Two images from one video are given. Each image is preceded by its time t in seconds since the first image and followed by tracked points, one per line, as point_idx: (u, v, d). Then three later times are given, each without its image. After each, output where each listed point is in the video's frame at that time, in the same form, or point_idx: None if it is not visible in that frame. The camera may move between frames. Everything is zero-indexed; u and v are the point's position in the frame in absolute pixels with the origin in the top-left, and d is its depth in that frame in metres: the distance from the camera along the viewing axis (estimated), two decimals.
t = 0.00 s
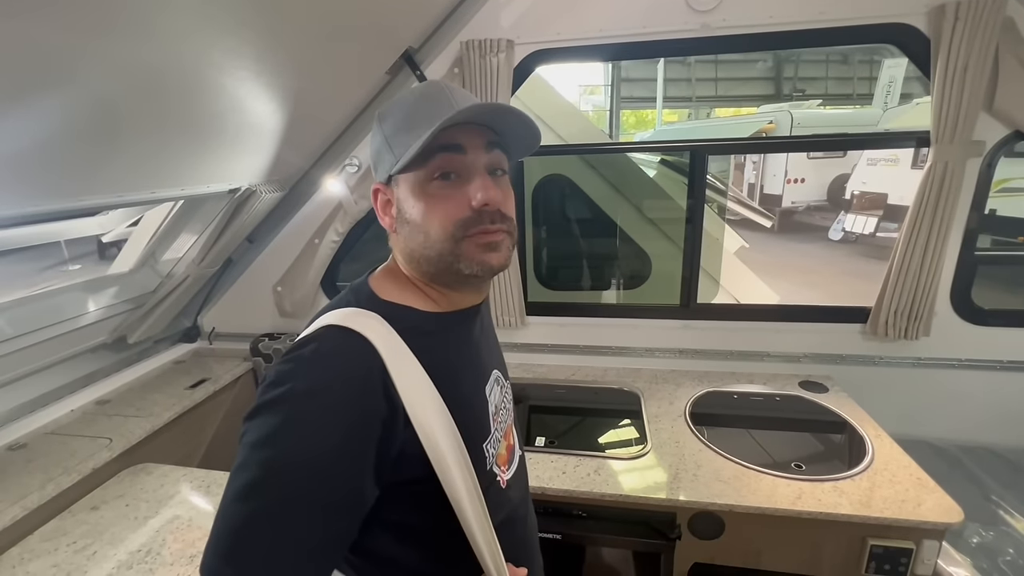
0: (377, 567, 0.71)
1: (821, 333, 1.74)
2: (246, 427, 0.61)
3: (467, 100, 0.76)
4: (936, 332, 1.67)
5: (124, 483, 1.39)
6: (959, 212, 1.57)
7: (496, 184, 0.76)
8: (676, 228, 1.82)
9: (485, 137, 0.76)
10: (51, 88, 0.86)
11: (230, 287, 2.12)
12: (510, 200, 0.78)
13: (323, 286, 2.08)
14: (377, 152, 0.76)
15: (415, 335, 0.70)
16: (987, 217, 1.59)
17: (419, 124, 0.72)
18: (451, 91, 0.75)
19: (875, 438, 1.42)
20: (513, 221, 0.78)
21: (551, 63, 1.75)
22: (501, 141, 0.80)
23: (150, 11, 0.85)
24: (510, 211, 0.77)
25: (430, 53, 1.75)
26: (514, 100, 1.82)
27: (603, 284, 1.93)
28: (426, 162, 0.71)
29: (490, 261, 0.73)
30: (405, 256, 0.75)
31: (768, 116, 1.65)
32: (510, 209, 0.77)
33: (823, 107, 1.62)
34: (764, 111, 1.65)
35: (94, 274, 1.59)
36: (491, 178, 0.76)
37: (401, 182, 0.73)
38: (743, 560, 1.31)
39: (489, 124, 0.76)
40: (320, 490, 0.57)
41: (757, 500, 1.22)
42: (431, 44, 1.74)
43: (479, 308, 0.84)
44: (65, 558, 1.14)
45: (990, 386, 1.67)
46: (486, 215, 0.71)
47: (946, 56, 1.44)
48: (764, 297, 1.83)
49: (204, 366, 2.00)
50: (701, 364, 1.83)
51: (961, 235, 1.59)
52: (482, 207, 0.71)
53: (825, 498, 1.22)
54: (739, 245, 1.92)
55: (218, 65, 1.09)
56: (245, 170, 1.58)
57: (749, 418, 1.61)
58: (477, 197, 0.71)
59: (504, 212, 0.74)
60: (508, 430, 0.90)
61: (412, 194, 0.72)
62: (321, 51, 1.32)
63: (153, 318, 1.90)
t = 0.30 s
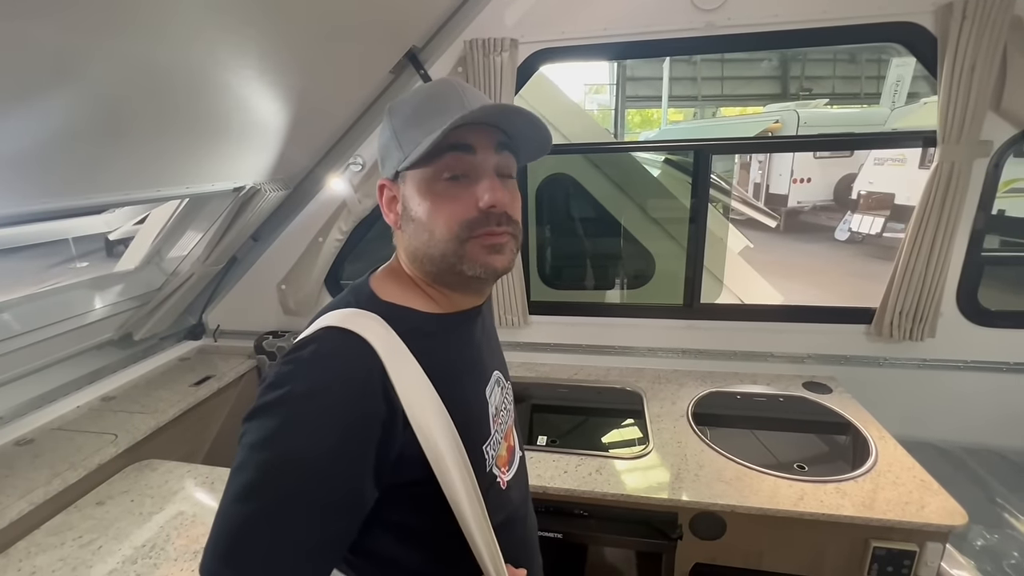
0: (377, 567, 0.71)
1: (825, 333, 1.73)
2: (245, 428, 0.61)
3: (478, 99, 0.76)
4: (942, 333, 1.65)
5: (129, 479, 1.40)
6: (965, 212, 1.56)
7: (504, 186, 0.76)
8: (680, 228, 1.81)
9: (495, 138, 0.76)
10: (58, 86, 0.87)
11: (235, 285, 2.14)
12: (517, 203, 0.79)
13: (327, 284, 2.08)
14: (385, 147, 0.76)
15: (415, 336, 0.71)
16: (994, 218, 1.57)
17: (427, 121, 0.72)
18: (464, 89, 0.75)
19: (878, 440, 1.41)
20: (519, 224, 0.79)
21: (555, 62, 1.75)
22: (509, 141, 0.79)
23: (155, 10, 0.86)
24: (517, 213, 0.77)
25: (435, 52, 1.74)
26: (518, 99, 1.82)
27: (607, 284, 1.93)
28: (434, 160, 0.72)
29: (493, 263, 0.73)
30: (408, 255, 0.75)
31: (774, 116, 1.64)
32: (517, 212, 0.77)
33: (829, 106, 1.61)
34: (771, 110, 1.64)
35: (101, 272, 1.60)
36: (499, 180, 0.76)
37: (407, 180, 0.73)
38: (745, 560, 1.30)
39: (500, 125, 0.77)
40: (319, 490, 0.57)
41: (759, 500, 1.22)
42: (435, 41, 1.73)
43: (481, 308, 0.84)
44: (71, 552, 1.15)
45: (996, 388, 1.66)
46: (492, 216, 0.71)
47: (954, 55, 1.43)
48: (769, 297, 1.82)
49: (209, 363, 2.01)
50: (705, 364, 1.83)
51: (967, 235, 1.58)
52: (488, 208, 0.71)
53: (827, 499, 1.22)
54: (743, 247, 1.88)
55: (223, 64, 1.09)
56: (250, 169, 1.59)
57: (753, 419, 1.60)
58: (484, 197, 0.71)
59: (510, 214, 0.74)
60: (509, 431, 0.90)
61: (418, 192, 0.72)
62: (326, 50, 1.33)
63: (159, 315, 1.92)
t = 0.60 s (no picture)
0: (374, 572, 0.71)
1: (827, 334, 1.73)
2: (239, 432, 0.61)
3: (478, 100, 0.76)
4: (944, 335, 1.65)
5: (130, 476, 1.40)
6: (968, 214, 1.55)
7: (505, 190, 0.76)
8: (682, 228, 1.81)
9: (495, 140, 0.76)
10: (60, 86, 0.87)
11: (237, 284, 2.14)
12: (517, 205, 0.79)
13: (328, 283, 2.08)
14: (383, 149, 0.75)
15: (411, 339, 0.70)
16: (998, 220, 1.57)
17: (425, 123, 0.72)
18: (464, 91, 0.75)
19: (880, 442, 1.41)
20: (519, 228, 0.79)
21: (557, 61, 1.75)
22: (510, 143, 0.79)
23: (158, 9, 0.86)
24: (517, 217, 0.77)
25: (437, 52, 1.74)
26: (520, 99, 1.82)
27: (609, 284, 1.92)
28: (434, 162, 0.71)
29: (492, 267, 0.73)
30: (406, 257, 0.75)
31: (777, 116, 1.64)
32: (517, 215, 0.77)
33: (832, 106, 1.60)
34: (774, 110, 1.64)
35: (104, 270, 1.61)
36: (499, 183, 0.76)
37: (405, 181, 0.73)
38: (745, 562, 1.30)
39: (500, 128, 0.76)
40: (314, 493, 0.58)
41: (760, 502, 1.22)
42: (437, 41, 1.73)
43: (479, 310, 0.84)
44: (72, 550, 1.15)
45: (998, 390, 1.66)
46: (491, 220, 0.71)
47: (957, 55, 1.42)
48: (772, 298, 1.81)
49: (211, 362, 2.02)
50: (706, 364, 1.83)
51: (970, 237, 1.57)
52: (488, 212, 0.71)
53: (828, 501, 1.22)
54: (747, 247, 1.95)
55: (225, 63, 1.09)
56: (251, 168, 1.59)
57: (754, 420, 1.60)
58: (484, 201, 0.71)
59: (510, 219, 0.74)
60: (507, 434, 0.91)
61: (417, 194, 0.72)
62: (328, 50, 1.33)
63: (160, 314, 1.92)
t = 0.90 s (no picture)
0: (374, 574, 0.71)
1: (831, 335, 1.72)
2: (236, 435, 0.61)
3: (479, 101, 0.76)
4: (949, 337, 1.64)
5: (135, 474, 1.41)
6: (973, 215, 1.54)
7: (505, 194, 0.76)
8: (685, 230, 1.81)
9: (496, 142, 0.76)
10: (65, 85, 0.88)
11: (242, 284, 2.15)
12: (517, 209, 0.79)
13: (332, 283, 2.09)
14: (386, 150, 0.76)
15: (411, 340, 0.71)
16: (1003, 221, 1.56)
17: (425, 125, 0.72)
18: (465, 91, 0.75)
19: (883, 443, 1.40)
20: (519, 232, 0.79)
21: (560, 62, 1.75)
22: (511, 144, 0.79)
23: (163, 11, 0.87)
24: (517, 221, 0.77)
25: (441, 53, 1.75)
26: (523, 99, 1.82)
27: (612, 285, 1.92)
28: (434, 166, 0.72)
29: (492, 274, 0.73)
30: (406, 260, 0.75)
31: (782, 116, 1.64)
32: (517, 220, 0.78)
33: (837, 108, 1.60)
34: (779, 111, 1.64)
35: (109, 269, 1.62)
36: (500, 188, 0.76)
37: (406, 183, 0.73)
38: (747, 564, 1.30)
39: (502, 130, 0.76)
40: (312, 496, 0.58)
41: (763, 503, 1.21)
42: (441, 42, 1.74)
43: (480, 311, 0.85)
44: (77, 546, 1.16)
45: (1003, 392, 1.65)
46: (492, 225, 0.72)
47: (962, 56, 1.42)
48: (777, 300, 1.81)
49: (215, 361, 2.03)
50: (709, 365, 1.82)
51: (975, 238, 1.56)
52: (489, 218, 0.71)
53: (831, 502, 1.21)
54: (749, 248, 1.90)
55: (230, 63, 1.10)
56: (255, 169, 1.60)
57: (758, 420, 1.59)
58: (484, 206, 0.71)
59: (510, 224, 0.75)
60: (509, 436, 0.91)
61: (417, 197, 0.72)
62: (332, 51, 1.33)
63: (166, 313, 1.93)
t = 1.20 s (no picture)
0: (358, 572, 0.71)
1: (831, 336, 1.72)
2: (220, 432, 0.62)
3: (439, 77, 0.68)
4: (949, 338, 1.63)
5: (132, 474, 1.41)
6: (974, 215, 1.54)
7: (466, 188, 0.69)
8: (684, 230, 1.80)
9: (456, 129, 0.68)
10: (61, 84, 0.88)
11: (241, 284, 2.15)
12: (491, 203, 0.71)
13: (332, 283, 2.10)
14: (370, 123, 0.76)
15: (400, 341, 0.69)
16: (1004, 222, 1.55)
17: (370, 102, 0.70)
18: (428, 69, 0.68)
19: (882, 444, 1.40)
20: (494, 230, 0.71)
21: (559, 62, 1.75)
22: (483, 128, 0.69)
23: (162, 11, 0.87)
24: (486, 218, 0.70)
25: (439, 53, 1.74)
26: (522, 99, 1.82)
27: (612, 285, 1.92)
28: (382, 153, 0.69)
29: (450, 288, 0.68)
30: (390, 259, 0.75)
31: (783, 117, 1.63)
32: (488, 216, 0.70)
33: (839, 108, 1.59)
34: (780, 112, 1.63)
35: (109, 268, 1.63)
36: (461, 183, 0.69)
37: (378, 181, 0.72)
38: (746, 565, 1.29)
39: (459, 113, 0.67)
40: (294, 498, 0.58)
41: (761, 504, 1.21)
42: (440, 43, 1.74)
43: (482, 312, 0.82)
44: (73, 546, 1.16)
45: (1004, 393, 1.64)
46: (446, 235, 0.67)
47: (961, 55, 1.41)
48: (777, 301, 1.81)
49: (213, 361, 2.03)
50: (707, 366, 1.82)
51: (975, 238, 1.56)
52: (432, 221, 0.67)
53: (829, 503, 1.21)
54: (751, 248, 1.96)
55: (228, 63, 1.10)
56: (252, 169, 1.60)
57: (757, 421, 1.60)
58: (428, 207, 0.67)
59: (467, 224, 0.68)
60: (520, 441, 0.88)
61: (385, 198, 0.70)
62: (329, 51, 1.33)
63: (164, 313, 1.93)
